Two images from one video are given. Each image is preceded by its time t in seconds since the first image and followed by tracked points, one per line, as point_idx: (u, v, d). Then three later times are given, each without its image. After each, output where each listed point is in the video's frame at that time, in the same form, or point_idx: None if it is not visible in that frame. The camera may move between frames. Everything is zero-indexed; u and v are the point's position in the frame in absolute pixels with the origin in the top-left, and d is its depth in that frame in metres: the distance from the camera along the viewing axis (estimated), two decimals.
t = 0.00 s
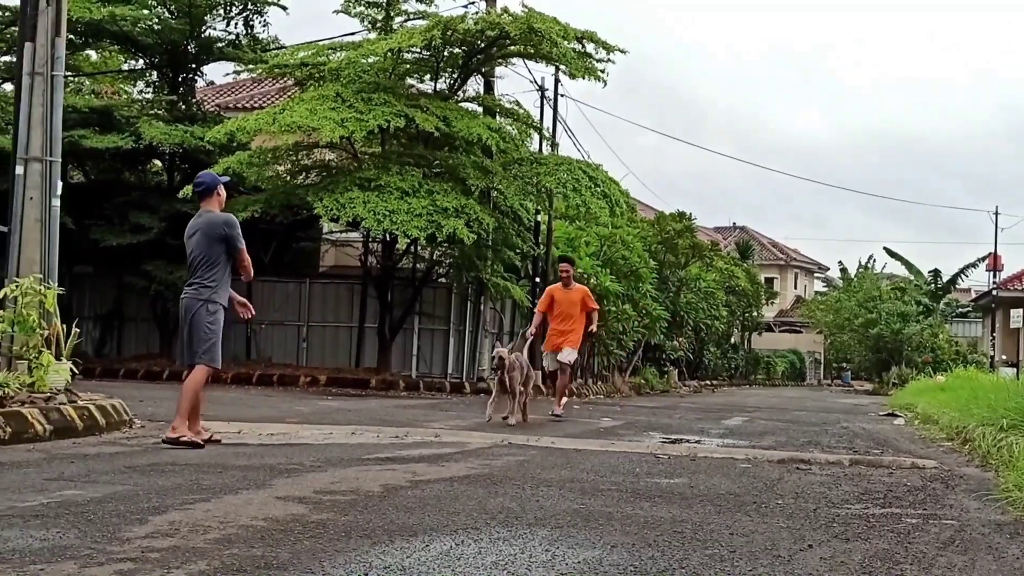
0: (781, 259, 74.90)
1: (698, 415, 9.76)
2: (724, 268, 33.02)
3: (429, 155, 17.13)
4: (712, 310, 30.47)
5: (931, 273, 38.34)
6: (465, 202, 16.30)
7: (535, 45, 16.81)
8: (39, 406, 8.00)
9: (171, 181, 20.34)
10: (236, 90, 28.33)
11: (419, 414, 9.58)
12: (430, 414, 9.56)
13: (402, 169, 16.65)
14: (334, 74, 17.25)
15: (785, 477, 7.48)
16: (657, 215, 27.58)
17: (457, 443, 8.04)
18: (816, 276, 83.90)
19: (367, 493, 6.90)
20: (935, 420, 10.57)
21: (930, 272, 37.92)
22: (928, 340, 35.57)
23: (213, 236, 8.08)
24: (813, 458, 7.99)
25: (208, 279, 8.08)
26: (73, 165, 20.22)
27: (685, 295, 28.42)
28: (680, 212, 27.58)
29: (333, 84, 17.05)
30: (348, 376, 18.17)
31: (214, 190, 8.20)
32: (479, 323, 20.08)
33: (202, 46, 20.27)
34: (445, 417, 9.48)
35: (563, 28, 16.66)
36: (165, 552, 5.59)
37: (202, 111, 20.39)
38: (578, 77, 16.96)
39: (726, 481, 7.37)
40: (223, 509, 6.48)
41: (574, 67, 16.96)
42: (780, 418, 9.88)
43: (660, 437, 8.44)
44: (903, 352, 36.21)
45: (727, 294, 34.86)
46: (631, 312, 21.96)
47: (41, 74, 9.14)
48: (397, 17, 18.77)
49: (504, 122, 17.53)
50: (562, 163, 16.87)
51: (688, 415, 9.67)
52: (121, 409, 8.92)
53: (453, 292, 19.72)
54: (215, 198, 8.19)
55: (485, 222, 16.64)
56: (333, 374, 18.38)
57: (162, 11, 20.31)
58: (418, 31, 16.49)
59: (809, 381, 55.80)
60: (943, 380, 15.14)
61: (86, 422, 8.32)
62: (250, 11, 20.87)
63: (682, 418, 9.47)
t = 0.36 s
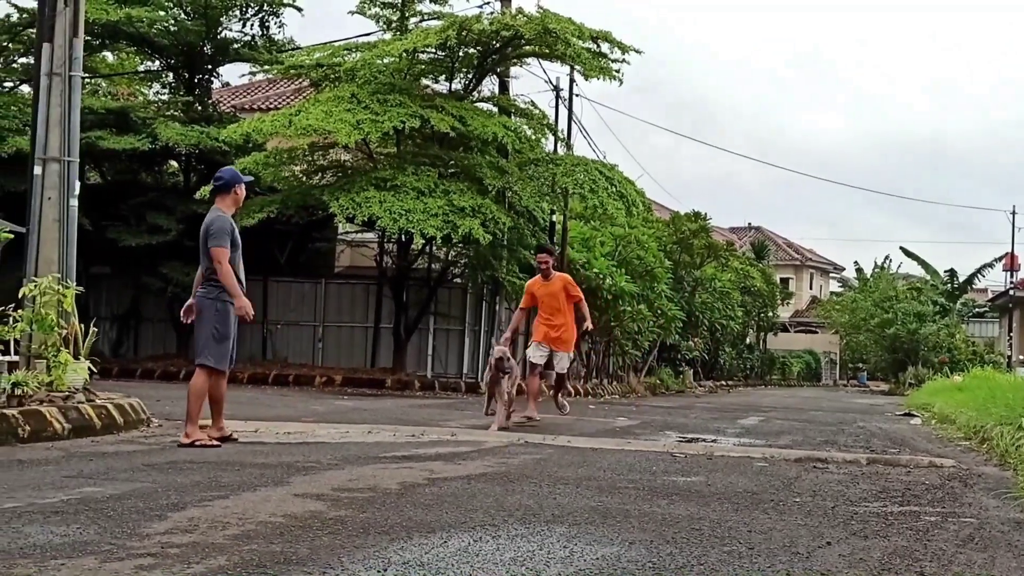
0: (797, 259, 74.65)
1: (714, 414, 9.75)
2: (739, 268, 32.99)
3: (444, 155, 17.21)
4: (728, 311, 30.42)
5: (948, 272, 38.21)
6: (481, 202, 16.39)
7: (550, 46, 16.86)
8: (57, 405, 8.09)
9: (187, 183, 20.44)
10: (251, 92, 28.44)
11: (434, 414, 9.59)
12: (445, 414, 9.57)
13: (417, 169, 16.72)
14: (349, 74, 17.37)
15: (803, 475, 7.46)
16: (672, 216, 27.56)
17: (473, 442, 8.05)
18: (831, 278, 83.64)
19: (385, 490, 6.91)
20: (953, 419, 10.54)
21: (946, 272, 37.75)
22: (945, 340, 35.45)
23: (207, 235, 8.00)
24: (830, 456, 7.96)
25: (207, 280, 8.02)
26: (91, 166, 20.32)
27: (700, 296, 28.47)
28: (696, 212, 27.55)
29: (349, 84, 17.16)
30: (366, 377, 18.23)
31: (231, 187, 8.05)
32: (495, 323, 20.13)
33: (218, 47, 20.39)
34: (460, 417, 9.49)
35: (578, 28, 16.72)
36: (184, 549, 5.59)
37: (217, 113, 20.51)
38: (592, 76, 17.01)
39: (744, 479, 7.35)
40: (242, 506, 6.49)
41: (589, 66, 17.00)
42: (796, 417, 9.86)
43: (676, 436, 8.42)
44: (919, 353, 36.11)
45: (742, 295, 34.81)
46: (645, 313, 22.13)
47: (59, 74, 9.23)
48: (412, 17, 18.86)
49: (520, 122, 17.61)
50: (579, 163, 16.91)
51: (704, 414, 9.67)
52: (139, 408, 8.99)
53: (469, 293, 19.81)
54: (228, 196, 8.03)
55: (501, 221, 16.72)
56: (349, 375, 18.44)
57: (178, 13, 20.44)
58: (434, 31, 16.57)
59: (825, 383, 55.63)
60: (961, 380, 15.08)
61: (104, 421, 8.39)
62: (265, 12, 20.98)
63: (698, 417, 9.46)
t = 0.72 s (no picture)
0: (801, 258, 74.60)
1: (720, 414, 9.75)
2: (744, 268, 32.98)
3: (448, 155, 17.21)
4: (732, 310, 30.39)
5: (953, 272, 38.17)
6: (487, 201, 16.40)
7: (555, 45, 16.88)
8: (63, 405, 8.11)
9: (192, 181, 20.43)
10: (255, 91, 28.44)
11: (440, 414, 9.60)
12: (451, 415, 9.56)
13: (422, 169, 16.71)
14: (354, 74, 17.27)
15: (809, 475, 7.46)
16: (677, 216, 27.55)
17: (479, 442, 8.05)
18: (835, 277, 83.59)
19: (391, 490, 6.91)
20: (959, 420, 10.54)
21: (951, 271, 37.73)
22: (950, 340, 35.42)
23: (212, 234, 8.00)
24: (836, 457, 7.97)
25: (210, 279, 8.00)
26: (95, 166, 20.30)
27: (705, 296, 28.51)
28: (700, 211, 27.54)
29: (354, 84, 17.14)
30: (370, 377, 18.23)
31: (240, 187, 8.01)
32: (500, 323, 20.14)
33: (222, 47, 20.39)
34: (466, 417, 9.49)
35: (583, 26, 16.70)
36: (191, 549, 5.59)
37: (222, 112, 20.50)
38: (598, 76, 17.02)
39: (750, 479, 7.35)
40: (248, 506, 6.49)
41: (594, 66, 17.02)
42: (801, 418, 9.86)
43: (682, 436, 8.42)
44: (924, 353, 36.09)
45: (747, 295, 34.81)
46: (651, 313, 22.20)
47: (65, 74, 9.21)
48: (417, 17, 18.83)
49: (525, 122, 17.59)
50: (584, 163, 16.88)
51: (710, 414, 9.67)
52: (144, 408, 9.00)
53: (473, 292, 19.82)
54: (235, 194, 7.98)
55: (505, 221, 16.74)
56: (353, 374, 18.45)
57: (183, 12, 20.44)
58: (439, 31, 16.57)
59: (829, 382, 55.60)
60: (966, 380, 15.06)
61: (110, 421, 8.41)
62: (270, 12, 20.97)
63: (704, 417, 9.47)
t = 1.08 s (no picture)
0: (814, 259, 74.46)
1: (732, 414, 9.72)
2: (756, 268, 32.93)
3: (459, 155, 17.25)
4: (745, 310, 30.27)
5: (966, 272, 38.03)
6: (498, 201, 16.43)
7: (566, 44, 16.91)
8: (76, 405, 8.14)
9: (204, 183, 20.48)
10: (268, 92, 28.53)
11: (451, 414, 9.60)
12: (463, 415, 9.56)
13: (434, 169, 16.75)
14: (366, 74, 17.38)
15: (822, 474, 7.44)
16: (689, 216, 27.51)
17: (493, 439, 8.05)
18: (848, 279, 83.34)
19: (403, 489, 6.91)
20: (973, 418, 10.50)
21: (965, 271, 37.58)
22: (963, 340, 35.28)
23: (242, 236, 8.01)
24: (849, 455, 7.95)
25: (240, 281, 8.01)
26: (108, 168, 20.37)
27: (717, 296, 28.51)
28: (712, 211, 27.49)
29: (365, 84, 17.19)
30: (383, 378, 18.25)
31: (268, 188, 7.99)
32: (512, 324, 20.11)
33: (234, 48, 20.46)
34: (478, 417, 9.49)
35: (594, 25, 16.69)
36: (202, 547, 5.59)
37: (234, 115, 20.57)
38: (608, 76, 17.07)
39: (762, 478, 7.33)
40: (260, 504, 6.49)
41: (606, 65, 17.05)
42: (813, 417, 9.84)
43: (694, 435, 8.39)
44: (937, 353, 35.97)
45: (760, 294, 34.75)
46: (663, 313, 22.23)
47: (77, 75, 9.25)
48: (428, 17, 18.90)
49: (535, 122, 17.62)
50: (596, 163, 16.89)
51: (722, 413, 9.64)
52: (157, 408, 9.04)
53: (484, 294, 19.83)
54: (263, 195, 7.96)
55: (517, 221, 16.76)
56: (365, 375, 18.47)
57: (195, 14, 20.50)
58: (450, 31, 16.64)
59: (842, 383, 55.43)
60: (980, 380, 15.00)
61: (123, 421, 8.44)
62: (282, 13, 21.02)
63: (716, 416, 9.45)
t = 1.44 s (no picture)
0: (837, 258, 74.08)
1: (756, 414, 9.69)
2: (780, 268, 32.78)
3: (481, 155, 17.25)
4: (767, 309, 30.14)
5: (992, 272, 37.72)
6: (521, 201, 16.42)
7: (588, 42, 16.92)
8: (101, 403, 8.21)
9: (228, 182, 20.57)
10: (291, 92, 28.70)
11: (474, 414, 9.61)
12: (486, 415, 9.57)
13: (456, 169, 16.77)
14: (388, 75, 17.43)
15: (846, 474, 7.41)
16: (712, 215, 27.42)
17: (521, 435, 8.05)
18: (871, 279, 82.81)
19: (427, 488, 6.92)
20: (1001, 419, 10.42)
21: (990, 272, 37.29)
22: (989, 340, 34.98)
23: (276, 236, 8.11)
24: (874, 456, 7.91)
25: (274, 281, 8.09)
26: (132, 168, 20.49)
27: (739, 296, 28.46)
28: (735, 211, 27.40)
29: (387, 84, 17.22)
30: (405, 377, 18.27)
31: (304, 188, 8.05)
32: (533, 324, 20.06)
33: (257, 48, 20.55)
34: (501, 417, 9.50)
35: (616, 23, 16.67)
36: (228, 544, 5.62)
37: (257, 115, 20.67)
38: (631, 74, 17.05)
39: (786, 478, 7.30)
40: (285, 502, 6.51)
41: (628, 64, 17.04)
42: (837, 417, 9.79)
43: (717, 435, 8.38)
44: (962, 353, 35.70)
45: (783, 294, 34.60)
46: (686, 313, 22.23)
47: (101, 75, 9.35)
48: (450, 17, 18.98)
49: (557, 121, 17.64)
50: (618, 162, 16.92)
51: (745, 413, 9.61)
52: (182, 406, 9.10)
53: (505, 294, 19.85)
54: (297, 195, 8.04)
55: (539, 220, 16.80)
56: (387, 374, 18.50)
57: (218, 15, 20.60)
58: (471, 31, 16.66)
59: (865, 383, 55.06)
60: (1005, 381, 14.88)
61: (148, 419, 8.50)
62: (304, 14, 21.09)
63: (740, 416, 9.42)
